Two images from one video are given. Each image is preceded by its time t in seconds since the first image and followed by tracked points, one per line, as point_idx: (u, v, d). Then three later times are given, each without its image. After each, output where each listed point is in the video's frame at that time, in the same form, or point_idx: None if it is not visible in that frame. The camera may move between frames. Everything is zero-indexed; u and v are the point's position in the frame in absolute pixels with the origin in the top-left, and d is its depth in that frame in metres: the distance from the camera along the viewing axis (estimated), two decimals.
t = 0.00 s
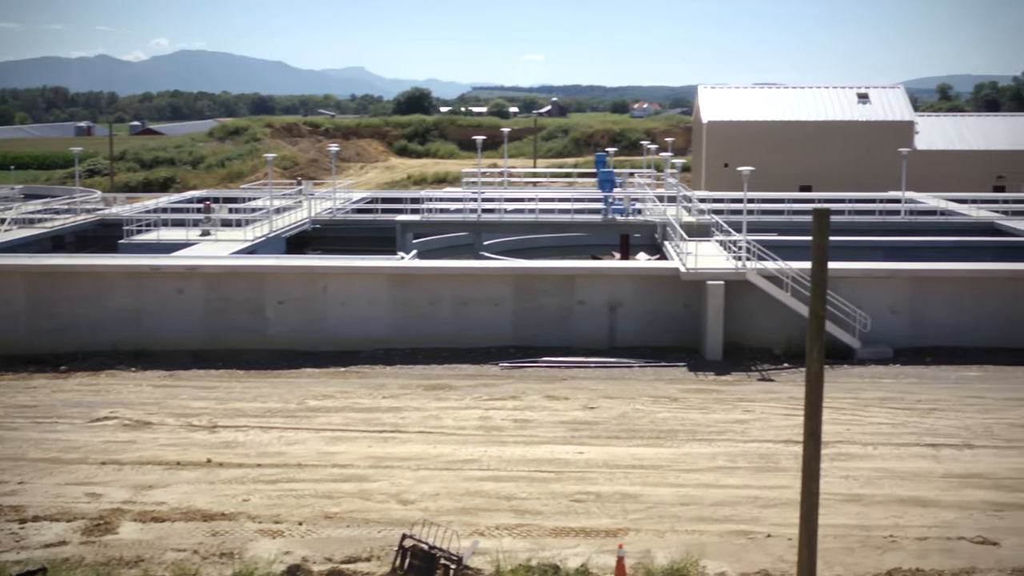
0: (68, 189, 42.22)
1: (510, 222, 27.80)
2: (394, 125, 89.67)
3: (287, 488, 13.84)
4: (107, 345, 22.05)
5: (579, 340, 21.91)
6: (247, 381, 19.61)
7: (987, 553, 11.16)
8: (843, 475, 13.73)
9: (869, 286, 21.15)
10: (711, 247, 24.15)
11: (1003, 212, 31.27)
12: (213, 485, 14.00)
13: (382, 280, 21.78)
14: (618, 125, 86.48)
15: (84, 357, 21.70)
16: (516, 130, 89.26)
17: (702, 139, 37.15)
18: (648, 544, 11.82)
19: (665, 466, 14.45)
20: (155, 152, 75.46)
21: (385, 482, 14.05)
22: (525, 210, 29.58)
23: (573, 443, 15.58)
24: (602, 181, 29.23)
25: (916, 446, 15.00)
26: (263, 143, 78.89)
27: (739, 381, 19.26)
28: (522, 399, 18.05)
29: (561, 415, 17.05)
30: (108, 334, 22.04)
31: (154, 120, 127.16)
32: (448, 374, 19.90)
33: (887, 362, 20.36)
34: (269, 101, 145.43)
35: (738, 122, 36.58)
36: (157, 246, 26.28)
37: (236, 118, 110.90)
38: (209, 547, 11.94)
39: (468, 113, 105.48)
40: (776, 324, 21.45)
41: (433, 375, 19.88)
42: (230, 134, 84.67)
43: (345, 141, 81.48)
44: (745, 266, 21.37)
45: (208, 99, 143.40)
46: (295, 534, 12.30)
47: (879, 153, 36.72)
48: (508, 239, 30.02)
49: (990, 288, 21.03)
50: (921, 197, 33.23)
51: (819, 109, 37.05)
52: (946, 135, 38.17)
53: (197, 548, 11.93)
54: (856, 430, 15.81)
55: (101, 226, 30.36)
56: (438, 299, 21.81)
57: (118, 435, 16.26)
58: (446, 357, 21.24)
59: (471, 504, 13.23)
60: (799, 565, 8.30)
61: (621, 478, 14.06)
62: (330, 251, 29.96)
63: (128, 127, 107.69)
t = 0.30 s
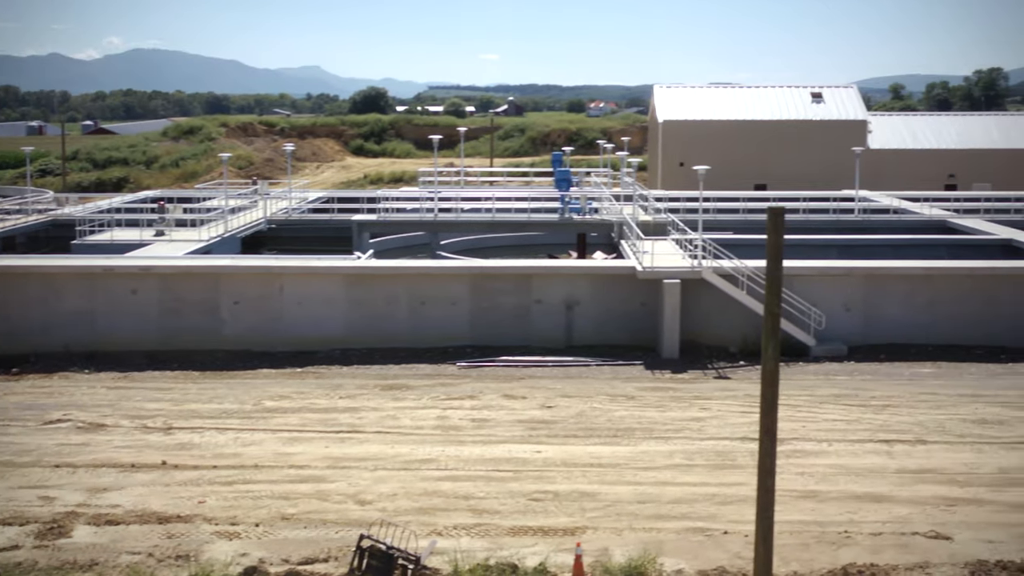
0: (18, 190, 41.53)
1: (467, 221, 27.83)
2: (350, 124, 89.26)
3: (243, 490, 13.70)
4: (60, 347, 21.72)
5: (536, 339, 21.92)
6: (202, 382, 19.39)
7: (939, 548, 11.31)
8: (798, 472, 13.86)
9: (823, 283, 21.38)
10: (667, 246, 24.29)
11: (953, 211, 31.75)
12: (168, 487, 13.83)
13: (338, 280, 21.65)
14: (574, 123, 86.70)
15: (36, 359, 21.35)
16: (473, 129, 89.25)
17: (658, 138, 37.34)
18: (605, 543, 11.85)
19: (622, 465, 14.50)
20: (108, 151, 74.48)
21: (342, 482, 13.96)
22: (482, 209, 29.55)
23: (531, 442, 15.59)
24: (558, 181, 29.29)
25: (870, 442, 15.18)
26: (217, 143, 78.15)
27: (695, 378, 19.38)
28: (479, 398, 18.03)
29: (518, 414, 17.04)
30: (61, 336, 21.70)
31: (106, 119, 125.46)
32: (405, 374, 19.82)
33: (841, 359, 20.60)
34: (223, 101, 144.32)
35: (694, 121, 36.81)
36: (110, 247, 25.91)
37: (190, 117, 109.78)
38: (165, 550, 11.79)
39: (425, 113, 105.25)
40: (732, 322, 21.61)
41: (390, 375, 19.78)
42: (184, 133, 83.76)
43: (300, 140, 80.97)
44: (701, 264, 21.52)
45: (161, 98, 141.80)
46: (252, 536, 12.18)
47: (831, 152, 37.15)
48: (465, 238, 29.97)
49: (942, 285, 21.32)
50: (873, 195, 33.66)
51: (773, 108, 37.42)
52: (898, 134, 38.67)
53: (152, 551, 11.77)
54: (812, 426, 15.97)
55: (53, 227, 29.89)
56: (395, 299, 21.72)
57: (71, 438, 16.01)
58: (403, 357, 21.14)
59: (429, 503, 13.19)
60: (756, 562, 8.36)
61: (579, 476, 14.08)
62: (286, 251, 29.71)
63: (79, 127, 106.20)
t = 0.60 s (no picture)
0: None
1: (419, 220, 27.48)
2: (302, 123, 88.60)
3: (195, 491, 13.53)
4: (7, 349, 21.32)
5: (490, 338, 21.89)
6: (153, 383, 19.12)
7: (890, 541, 11.46)
8: (751, 468, 13.98)
9: (774, 281, 21.60)
10: (619, 244, 24.39)
11: (902, 208, 32.24)
12: (118, 490, 13.62)
13: (290, 280, 21.47)
14: (526, 122, 86.81)
15: None
16: (425, 128, 89.03)
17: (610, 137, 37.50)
18: (560, 541, 11.86)
19: (576, 463, 14.53)
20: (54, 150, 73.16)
21: (295, 483, 13.83)
22: (435, 208, 29.46)
23: (485, 440, 15.57)
24: (510, 179, 29.27)
25: (821, 438, 15.36)
26: (167, 142, 77.17)
27: (649, 376, 19.49)
28: (433, 397, 17.97)
29: (472, 413, 17.02)
30: (9, 337, 21.31)
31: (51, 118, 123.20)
32: (358, 374, 19.71)
33: (792, 356, 20.84)
34: (171, 99, 142.53)
35: (646, 120, 37.00)
36: (57, 247, 25.47)
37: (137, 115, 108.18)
38: (115, 553, 11.60)
39: (376, 111, 104.76)
40: (683, 320, 21.75)
41: (343, 375, 19.66)
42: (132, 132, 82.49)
43: (251, 139, 80.17)
44: (653, 262, 21.64)
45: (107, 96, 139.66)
46: (204, 538, 12.03)
47: (781, 151, 37.55)
48: (417, 237, 29.88)
49: (891, 282, 21.61)
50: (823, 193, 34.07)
51: (724, 107, 37.74)
52: (847, 133, 39.18)
53: (102, 554, 11.57)
54: (763, 423, 16.13)
55: None
56: (348, 298, 21.58)
57: (19, 441, 15.70)
58: (357, 356, 21.01)
59: (383, 503, 13.12)
60: (710, 559, 8.37)
61: (533, 474, 14.10)
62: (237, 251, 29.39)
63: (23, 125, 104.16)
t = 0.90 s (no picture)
0: None
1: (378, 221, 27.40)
2: (260, 123, 87.90)
3: (154, 494, 13.37)
4: None
5: (450, 338, 21.84)
6: (110, 386, 18.86)
7: (848, 538, 11.58)
8: (710, 466, 14.08)
9: (733, 280, 21.78)
10: (579, 243, 24.44)
11: (858, 208, 32.61)
12: (75, 493, 13.42)
13: (249, 280, 21.28)
14: (485, 122, 86.78)
15: None
16: (384, 128, 88.69)
17: (570, 137, 37.60)
18: (521, 540, 11.86)
19: (537, 462, 14.54)
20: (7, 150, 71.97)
21: (255, 485, 13.71)
22: (394, 208, 29.36)
23: (445, 441, 15.53)
24: (470, 179, 29.22)
25: (780, 436, 15.50)
26: (123, 142, 76.23)
27: (609, 375, 19.55)
28: (393, 398, 17.90)
29: (433, 413, 16.97)
30: None
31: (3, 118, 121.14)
32: (318, 374, 19.58)
33: (751, 354, 21.01)
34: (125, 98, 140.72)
35: (605, 119, 37.14)
36: (11, 249, 25.08)
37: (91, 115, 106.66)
38: (73, 557, 11.43)
39: (334, 111, 104.14)
40: (643, 319, 21.84)
41: (303, 376, 19.52)
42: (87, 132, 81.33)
43: (209, 139, 79.42)
44: (613, 262, 21.70)
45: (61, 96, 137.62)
46: (163, 541, 11.89)
47: (739, 151, 37.83)
48: (377, 237, 29.75)
49: (848, 280, 21.85)
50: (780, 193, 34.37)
51: (682, 107, 37.97)
52: (805, 132, 39.57)
53: (59, 559, 11.40)
54: (723, 421, 16.24)
55: None
56: (307, 299, 21.43)
57: None
58: (316, 357, 20.88)
59: (343, 505, 13.04)
60: (670, 558, 8.34)
61: (494, 474, 14.08)
62: (195, 252, 29.09)
63: None
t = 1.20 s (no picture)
0: None
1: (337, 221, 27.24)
2: (217, 123, 87.12)
3: (111, 497, 13.19)
4: None
5: (410, 338, 21.75)
6: (66, 388, 18.58)
7: (806, 535, 11.69)
8: (670, 465, 14.15)
9: (691, 279, 21.92)
10: (539, 243, 24.46)
11: (816, 207, 32.94)
12: (31, 497, 13.20)
13: (207, 281, 21.08)
14: (445, 121, 86.62)
15: None
16: (343, 128, 88.25)
17: (529, 136, 37.65)
18: (482, 540, 11.85)
19: (497, 462, 14.53)
20: None
21: (214, 487, 13.57)
22: (353, 208, 29.22)
23: (405, 441, 15.47)
24: (429, 179, 29.15)
25: (739, 434, 15.61)
26: (78, 142, 75.22)
27: (569, 375, 19.59)
28: (353, 399, 17.80)
29: (393, 413, 16.91)
30: None
31: None
32: (276, 376, 19.43)
33: (709, 353, 21.14)
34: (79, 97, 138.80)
35: (564, 119, 37.23)
36: None
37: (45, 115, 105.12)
38: (28, 561, 11.24)
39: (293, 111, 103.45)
40: (603, 319, 21.90)
41: (262, 377, 19.35)
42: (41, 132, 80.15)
43: (165, 139, 78.58)
44: (573, 261, 21.73)
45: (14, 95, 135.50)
46: (120, 544, 11.73)
47: (697, 151, 38.07)
48: (336, 238, 29.59)
49: (805, 279, 22.06)
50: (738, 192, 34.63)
51: (641, 108, 38.16)
52: (763, 132, 39.89)
53: (14, 563, 11.21)
54: (682, 420, 16.33)
55: None
56: (265, 299, 21.25)
57: None
58: (275, 358, 20.72)
59: (303, 506, 12.94)
60: (631, 559, 8.30)
61: (454, 475, 14.05)
62: (152, 254, 28.73)
63: None
